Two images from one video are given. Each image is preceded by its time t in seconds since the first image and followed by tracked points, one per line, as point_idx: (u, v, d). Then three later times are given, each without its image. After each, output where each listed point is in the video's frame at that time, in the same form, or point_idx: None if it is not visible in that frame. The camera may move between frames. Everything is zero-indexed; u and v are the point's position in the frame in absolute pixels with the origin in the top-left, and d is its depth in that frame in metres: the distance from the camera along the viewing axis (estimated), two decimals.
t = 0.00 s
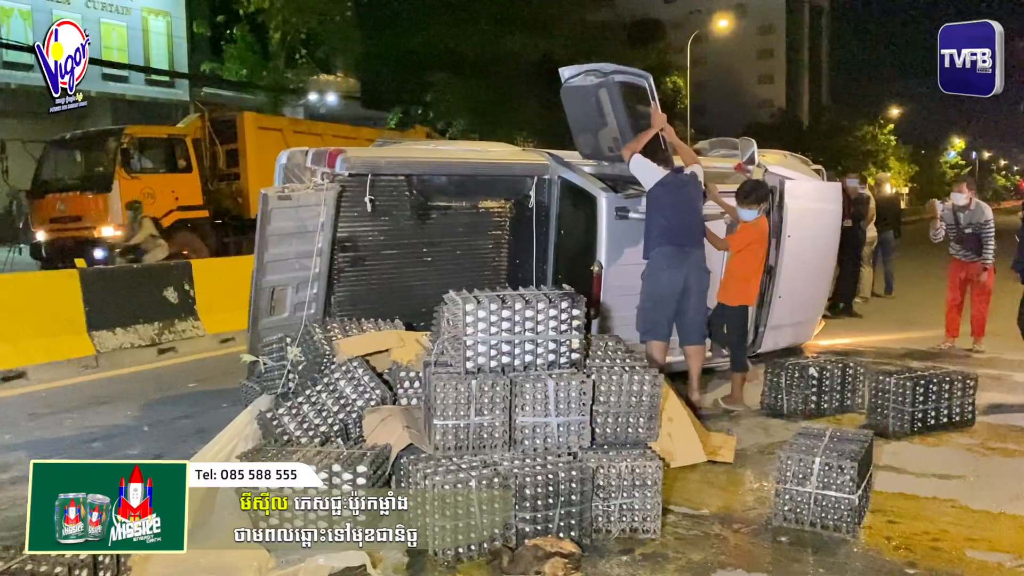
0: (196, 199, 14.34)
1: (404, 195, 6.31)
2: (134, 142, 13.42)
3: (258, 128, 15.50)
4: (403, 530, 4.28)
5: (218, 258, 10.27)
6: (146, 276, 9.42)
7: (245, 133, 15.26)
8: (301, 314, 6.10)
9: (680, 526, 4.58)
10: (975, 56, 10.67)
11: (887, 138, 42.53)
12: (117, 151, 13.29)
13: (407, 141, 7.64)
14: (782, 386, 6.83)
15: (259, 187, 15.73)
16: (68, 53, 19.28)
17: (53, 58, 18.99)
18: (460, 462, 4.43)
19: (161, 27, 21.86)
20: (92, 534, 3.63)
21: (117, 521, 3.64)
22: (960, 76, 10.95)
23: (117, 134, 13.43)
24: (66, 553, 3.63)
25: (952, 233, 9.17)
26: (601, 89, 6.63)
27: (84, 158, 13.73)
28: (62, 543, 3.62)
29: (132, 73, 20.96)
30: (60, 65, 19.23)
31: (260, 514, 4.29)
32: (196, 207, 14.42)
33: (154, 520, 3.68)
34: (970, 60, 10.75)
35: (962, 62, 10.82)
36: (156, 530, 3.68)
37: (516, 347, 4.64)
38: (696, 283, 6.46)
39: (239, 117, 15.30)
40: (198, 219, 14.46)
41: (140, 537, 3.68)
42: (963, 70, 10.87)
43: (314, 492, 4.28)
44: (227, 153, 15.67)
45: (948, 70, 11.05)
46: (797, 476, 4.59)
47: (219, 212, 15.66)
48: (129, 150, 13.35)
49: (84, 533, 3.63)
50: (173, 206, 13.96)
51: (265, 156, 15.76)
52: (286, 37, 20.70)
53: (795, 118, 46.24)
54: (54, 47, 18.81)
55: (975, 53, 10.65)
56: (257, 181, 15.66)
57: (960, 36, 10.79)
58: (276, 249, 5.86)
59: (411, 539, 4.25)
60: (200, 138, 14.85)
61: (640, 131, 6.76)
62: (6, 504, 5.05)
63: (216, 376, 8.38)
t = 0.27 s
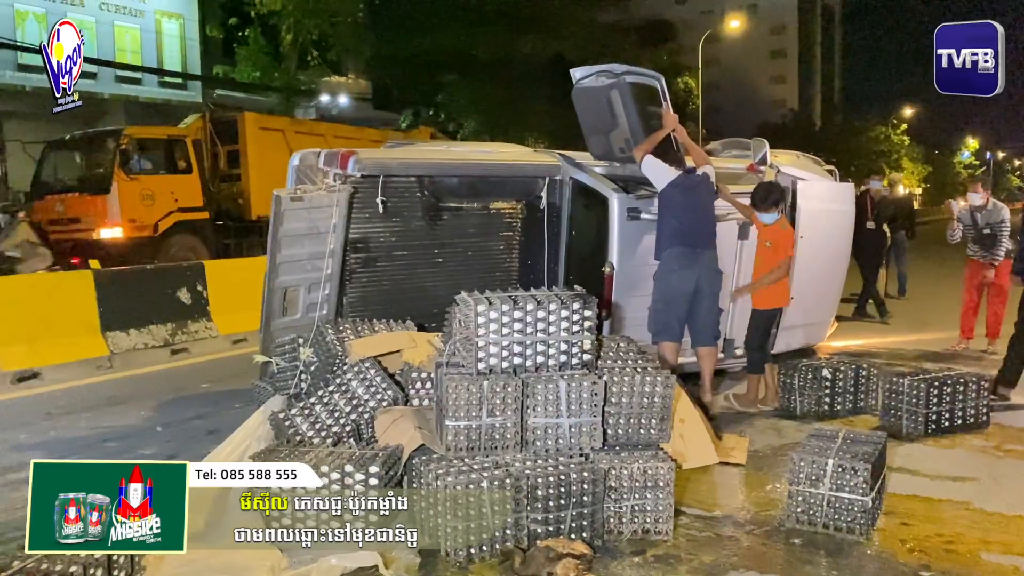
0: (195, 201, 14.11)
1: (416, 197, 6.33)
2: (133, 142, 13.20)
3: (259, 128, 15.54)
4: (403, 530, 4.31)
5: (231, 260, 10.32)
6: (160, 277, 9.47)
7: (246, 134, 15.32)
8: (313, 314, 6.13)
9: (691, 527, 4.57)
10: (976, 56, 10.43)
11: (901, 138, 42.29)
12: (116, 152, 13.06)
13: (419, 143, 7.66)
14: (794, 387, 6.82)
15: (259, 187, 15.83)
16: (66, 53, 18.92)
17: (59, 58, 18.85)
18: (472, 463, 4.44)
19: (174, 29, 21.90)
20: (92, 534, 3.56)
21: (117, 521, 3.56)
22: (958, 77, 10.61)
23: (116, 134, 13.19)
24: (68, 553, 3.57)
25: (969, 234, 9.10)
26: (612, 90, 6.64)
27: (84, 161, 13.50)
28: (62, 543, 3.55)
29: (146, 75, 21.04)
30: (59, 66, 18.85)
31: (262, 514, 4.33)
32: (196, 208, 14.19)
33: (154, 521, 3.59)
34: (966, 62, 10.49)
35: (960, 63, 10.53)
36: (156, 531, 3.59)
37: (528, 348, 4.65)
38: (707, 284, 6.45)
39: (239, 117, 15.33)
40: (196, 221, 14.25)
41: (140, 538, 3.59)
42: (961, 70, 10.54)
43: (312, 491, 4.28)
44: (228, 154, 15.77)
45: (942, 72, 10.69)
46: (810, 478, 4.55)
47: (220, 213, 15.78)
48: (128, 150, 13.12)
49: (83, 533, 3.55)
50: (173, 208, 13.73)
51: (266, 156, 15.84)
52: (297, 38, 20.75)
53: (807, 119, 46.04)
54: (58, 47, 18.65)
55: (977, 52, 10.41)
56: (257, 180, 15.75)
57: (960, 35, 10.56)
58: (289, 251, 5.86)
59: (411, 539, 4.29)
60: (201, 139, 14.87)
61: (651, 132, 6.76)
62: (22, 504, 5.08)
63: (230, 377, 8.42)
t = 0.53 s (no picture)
0: (193, 200, 14.16)
1: (424, 197, 6.33)
2: (129, 142, 13.28)
3: (257, 129, 15.61)
4: (403, 531, 4.34)
5: (240, 259, 10.34)
6: (170, 276, 9.50)
7: (245, 133, 15.38)
8: (322, 314, 6.13)
9: (700, 528, 4.56)
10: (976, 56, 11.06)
11: (912, 138, 42.11)
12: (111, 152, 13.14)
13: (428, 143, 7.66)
14: (804, 388, 6.81)
15: (259, 188, 15.84)
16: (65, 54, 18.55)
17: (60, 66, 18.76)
18: (481, 463, 4.44)
19: (184, 30, 21.97)
20: (91, 534, 3.59)
21: (117, 521, 3.61)
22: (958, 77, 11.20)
23: (112, 133, 13.29)
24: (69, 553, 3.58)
25: (982, 234, 9.02)
26: (623, 89, 6.63)
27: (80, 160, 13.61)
28: (61, 543, 3.58)
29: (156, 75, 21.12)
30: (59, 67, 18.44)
31: (263, 514, 4.35)
32: (195, 208, 14.24)
33: (154, 521, 3.65)
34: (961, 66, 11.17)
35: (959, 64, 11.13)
36: (156, 531, 3.64)
37: (536, 348, 4.64)
38: (716, 284, 6.46)
39: (238, 117, 15.38)
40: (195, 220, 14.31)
41: (140, 538, 3.63)
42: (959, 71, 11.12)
43: (312, 492, 4.28)
44: (228, 153, 15.86)
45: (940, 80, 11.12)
46: (819, 479, 4.54)
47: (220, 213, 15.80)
48: (124, 150, 13.21)
49: (83, 533, 3.58)
50: (170, 207, 13.82)
51: (266, 157, 15.85)
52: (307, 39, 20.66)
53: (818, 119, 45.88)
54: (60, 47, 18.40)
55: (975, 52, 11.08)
56: (256, 181, 15.75)
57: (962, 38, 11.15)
58: (298, 251, 5.89)
59: (411, 539, 4.32)
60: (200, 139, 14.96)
61: (661, 132, 6.74)
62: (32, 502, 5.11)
63: (238, 376, 8.43)
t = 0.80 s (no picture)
0: (187, 200, 14.13)
1: (431, 195, 6.33)
2: (122, 140, 13.34)
3: (253, 126, 15.63)
4: (403, 530, 4.32)
5: (248, 258, 10.37)
6: (177, 276, 9.51)
7: (240, 132, 15.40)
8: (329, 313, 6.14)
9: (707, 528, 4.55)
10: (976, 56, 11.04)
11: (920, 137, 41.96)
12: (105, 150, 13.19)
13: (434, 142, 7.66)
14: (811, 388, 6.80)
15: (254, 186, 15.85)
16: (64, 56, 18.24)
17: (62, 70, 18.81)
18: (488, 461, 4.44)
19: (192, 29, 22.02)
20: (91, 534, 3.60)
21: (117, 521, 3.61)
22: (958, 77, 11.08)
23: (105, 132, 13.36)
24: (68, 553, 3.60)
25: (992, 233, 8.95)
26: (629, 88, 6.60)
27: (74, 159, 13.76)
28: (62, 542, 3.60)
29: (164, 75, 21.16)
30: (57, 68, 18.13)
31: (263, 514, 4.42)
32: (189, 208, 14.21)
33: (153, 521, 3.64)
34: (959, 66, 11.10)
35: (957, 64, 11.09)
36: (156, 531, 3.63)
37: (543, 347, 4.64)
38: (723, 283, 6.46)
39: (234, 116, 15.39)
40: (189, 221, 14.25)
41: (139, 538, 3.63)
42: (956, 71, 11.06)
43: (311, 492, 4.30)
44: (222, 152, 15.69)
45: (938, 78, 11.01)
46: (826, 479, 4.53)
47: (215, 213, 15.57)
48: (117, 148, 13.24)
49: (83, 533, 3.59)
50: (164, 207, 13.79)
51: (261, 155, 15.87)
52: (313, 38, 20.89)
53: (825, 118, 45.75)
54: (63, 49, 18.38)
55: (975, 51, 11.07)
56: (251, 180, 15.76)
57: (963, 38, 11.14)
58: (306, 250, 5.88)
59: (411, 539, 4.30)
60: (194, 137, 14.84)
61: (668, 130, 6.73)
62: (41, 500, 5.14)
63: (245, 374, 8.44)
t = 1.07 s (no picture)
0: (179, 198, 14.14)
1: (436, 193, 6.33)
2: (112, 137, 13.29)
3: (247, 124, 15.64)
4: (403, 530, 4.27)
5: (253, 255, 10.39)
6: (181, 273, 9.53)
7: (234, 129, 15.39)
8: (334, 310, 6.15)
9: (712, 525, 4.56)
10: (976, 56, 10.86)
11: (925, 136, 41.86)
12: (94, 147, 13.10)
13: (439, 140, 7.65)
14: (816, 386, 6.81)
15: (247, 183, 15.91)
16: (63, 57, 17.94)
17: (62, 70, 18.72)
18: (493, 459, 4.45)
19: (196, 27, 22.03)
20: (91, 534, 3.51)
21: (117, 521, 3.52)
22: (957, 77, 10.92)
23: (96, 129, 13.26)
24: (68, 553, 3.52)
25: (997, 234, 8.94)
26: (635, 86, 6.62)
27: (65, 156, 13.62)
28: (61, 542, 3.50)
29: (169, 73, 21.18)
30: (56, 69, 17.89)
31: (264, 514, 4.40)
32: (180, 205, 14.23)
33: (153, 522, 3.55)
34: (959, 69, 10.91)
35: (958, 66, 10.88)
36: (156, 532, 3.54)
37: (548, 344, 4.63)
38: (729, 281, 6.46)
39: (227, 112, 15.35)
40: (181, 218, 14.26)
41: (139, 538, 3.55)
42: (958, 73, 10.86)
43: (314, 492, 4.28)
44: (215, 149, 15.63)
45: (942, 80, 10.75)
46: (832, 477, 4.54)
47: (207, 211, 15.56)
48: (106, 145, 13.19)
49: (83, 533, 3.50)
50: (155, 204, 13.78)
51: (254, 151, 15.92)
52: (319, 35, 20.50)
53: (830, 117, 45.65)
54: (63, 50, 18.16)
55: (973, 52, 10.90)
56: (243, 176, 15.82)
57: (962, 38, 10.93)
58: (311, 247, 5.89)
59: (411, 539, 4.24)
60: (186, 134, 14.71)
61: (674, 128, 6.72)
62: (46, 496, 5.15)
63: (250, 372, 8.46)
